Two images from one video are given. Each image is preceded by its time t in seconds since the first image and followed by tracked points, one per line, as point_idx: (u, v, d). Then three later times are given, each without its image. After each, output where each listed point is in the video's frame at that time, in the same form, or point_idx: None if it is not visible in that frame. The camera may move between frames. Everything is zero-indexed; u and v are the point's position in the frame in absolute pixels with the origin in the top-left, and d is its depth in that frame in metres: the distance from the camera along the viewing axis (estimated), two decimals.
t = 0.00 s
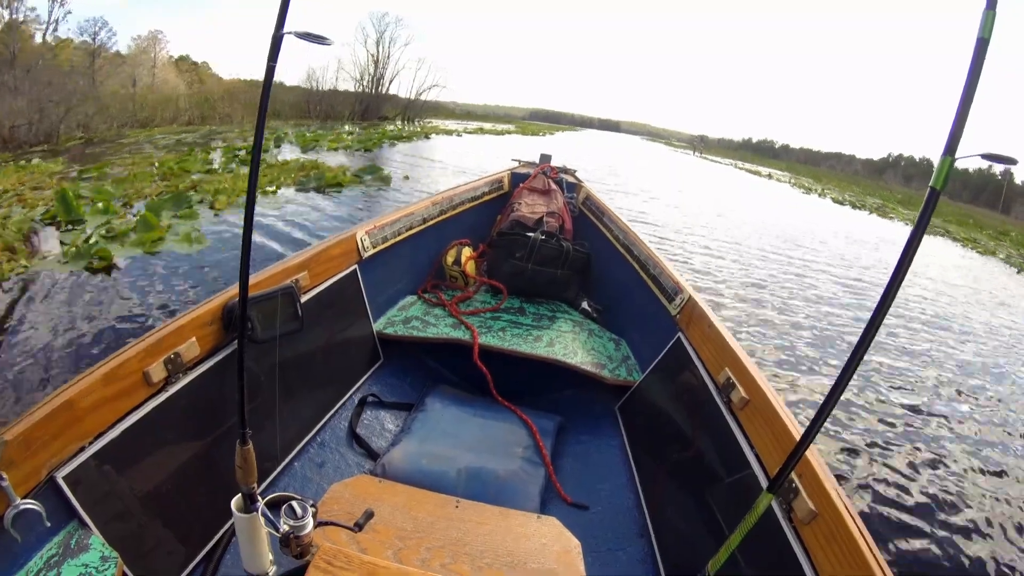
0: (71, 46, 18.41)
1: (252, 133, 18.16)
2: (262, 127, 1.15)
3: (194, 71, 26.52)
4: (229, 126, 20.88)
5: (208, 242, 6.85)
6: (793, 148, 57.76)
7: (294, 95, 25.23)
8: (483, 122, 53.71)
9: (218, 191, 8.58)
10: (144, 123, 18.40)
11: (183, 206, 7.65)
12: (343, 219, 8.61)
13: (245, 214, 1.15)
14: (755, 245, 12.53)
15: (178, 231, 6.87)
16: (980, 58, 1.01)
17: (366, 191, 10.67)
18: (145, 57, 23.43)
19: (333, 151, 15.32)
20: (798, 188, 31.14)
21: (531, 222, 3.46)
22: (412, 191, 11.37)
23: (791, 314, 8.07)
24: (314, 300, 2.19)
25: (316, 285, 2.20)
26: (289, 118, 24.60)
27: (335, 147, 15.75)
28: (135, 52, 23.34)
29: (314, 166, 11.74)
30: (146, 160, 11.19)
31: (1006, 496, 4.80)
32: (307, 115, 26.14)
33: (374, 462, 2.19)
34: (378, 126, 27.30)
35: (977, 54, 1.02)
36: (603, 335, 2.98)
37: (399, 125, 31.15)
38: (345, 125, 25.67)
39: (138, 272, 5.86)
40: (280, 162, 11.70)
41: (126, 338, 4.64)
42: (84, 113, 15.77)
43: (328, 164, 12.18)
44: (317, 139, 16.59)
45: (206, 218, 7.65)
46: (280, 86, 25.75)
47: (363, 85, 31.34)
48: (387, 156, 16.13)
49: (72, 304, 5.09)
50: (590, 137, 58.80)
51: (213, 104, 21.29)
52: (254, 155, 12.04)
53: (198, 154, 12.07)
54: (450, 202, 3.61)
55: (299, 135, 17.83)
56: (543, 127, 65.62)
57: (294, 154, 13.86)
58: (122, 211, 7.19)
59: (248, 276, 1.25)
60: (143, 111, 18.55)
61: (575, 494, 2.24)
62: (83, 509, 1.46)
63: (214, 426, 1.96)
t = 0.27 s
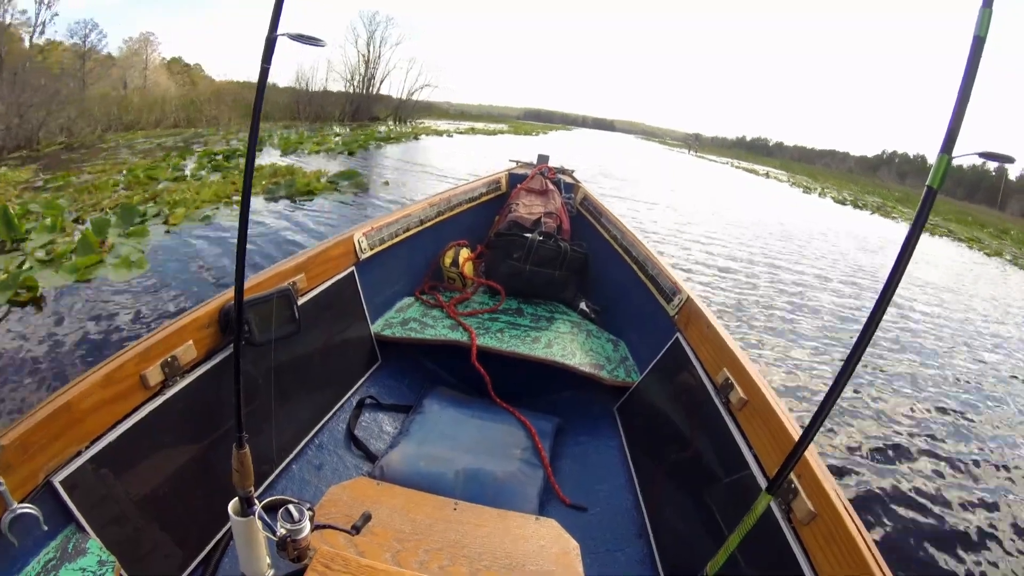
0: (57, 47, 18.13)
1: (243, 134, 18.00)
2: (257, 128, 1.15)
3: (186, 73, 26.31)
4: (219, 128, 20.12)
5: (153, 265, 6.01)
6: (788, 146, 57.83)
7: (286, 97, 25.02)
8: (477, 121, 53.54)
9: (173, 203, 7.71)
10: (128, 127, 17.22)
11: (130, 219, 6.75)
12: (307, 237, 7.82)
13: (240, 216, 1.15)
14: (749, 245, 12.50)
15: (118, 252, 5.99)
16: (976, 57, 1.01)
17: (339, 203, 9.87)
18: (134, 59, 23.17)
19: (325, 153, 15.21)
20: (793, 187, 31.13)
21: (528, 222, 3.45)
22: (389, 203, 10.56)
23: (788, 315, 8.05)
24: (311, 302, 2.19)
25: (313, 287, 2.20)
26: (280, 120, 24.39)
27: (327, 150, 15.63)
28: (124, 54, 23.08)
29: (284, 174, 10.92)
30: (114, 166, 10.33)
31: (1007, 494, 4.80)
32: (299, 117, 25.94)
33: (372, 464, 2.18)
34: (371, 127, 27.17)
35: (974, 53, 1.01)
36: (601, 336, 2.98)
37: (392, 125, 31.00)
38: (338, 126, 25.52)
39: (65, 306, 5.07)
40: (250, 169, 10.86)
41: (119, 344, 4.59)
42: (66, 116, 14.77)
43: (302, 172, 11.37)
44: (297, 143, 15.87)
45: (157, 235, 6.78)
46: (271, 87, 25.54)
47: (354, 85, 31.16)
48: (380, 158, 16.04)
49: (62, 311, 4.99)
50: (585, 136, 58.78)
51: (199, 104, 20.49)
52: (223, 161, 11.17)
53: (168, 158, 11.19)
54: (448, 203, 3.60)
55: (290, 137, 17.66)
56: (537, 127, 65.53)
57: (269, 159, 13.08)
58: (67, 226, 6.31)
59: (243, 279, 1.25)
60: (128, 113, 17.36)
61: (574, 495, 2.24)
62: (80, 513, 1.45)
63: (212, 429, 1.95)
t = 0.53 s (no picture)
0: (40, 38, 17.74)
1: (230, 126, 17.68)
2: (248, 120, 1.13)
3: (175, 63, 25.82)
4: (204, 120, 19.54)
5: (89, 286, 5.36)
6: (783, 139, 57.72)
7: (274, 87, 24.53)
8: (470, 113, 53.14)
9: (126, 208, 7.11)
10: (111, 120, 16.64)
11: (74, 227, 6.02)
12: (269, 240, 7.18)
13: (233, 210, 1.13)
14: (744, 238, 12.43)
15: (48, 270, 5.33)
16: (981, 45, 0.99)
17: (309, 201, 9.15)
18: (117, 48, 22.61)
19: (311, 146, 14.91)
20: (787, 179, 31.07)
21: (526, 216, 3.43)
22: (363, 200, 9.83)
23: (782, 309, 8.03)
24: (308, 297, 2.17)
25: (310, 282, 2.18)
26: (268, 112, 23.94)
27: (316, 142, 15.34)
28: (111, 45, 22.75)
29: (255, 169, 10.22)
30: (79, 164, 9.68)
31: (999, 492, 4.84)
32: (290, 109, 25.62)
33: (369, 458, 2.17)
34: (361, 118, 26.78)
35: (978, 41, 1.00)
36: (599, 330, 2.97)
37: (382, 117, 30.57)
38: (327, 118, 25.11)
39: None
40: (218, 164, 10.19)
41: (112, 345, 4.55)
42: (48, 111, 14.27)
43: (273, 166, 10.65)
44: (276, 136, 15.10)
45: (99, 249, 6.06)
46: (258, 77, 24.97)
47: (343, 75, 30.65)
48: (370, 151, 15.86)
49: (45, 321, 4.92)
50: (579, 129, 58.57)
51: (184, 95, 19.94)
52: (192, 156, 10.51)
53: (136, 155, 10.53)
54: (445, 197, 3.57)
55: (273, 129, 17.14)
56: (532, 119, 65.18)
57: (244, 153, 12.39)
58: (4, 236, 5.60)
59: (237, 273, 1.23)
60: (110, 105, 16.73)
61: (572, 489, 2.23)
62: (76, 510, 1.44)
63: (208, 424, 1.94)
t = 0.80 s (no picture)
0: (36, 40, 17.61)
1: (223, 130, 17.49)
2: (253, 130, 1.14)
3: (173, 66, 25.73)
4: (196, 123, 19.16)
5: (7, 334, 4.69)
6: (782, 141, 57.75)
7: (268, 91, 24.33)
8: (468, 116, 53.08)
9: (79, 225, 6.81)
10: (101, 123, 16.24)
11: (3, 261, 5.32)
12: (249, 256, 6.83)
13: (237, 218, 1.14)
14: (742, 243, 12.37)
15: None
16: (978, 54, 1.00)
17: (279, 218, 8.47)
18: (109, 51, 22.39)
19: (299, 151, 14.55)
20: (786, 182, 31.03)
21: (528, 222, 3.45)
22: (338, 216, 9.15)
23: (782, 315, 8.00)
24: (311, 304, 2.18)
25: (313, 289, 2.19)
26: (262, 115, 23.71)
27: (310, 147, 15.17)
28: (107, 47, 22.62)
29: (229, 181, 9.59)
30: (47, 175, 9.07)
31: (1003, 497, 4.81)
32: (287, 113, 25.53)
33: (372, 466, 2.18)
34: (357, 121, 26.66)
35: (976, 50, 1.01)
36: (601, 337, 2.97)
37: (377, 120, 30.38)
38: (323, 121, 24.96)
39: None
40: (190, 175, 9.59)
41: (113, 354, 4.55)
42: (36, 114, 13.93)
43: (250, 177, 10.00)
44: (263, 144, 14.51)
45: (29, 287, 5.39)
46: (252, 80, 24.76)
47: (338, 78, 30.50)
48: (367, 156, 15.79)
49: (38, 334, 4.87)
50: (577, 131, 58.59)
51: (176, 98, 19.52)
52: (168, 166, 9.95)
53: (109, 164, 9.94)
54: (447, 204, 3.59)
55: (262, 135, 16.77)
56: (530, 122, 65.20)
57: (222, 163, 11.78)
58: None
59: (241, 282, 1.24)
60: (100, 108, 16.40)
61: (575, 496, 2.23)
62: (81, 516, 1.45)
63: (212, 431, 1.95)
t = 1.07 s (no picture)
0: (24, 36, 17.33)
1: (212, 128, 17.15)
2: (254, 130, 1.14)
3: (166, 63, 25.39)
4: (185, 121, 18.36)
5: None
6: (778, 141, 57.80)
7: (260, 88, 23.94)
8: (464, 114, 52.88)
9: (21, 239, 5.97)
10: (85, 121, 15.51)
11: None
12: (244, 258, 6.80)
13: (238, 217, 1.14)
14: (738, 245, 12.30)
15: None
16: (979, 56, 1.00)
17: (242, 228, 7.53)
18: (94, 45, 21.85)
19: (280, 151, 13.78)
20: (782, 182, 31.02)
21: (527, 223, 3.45)
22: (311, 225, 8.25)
23: (778, 316, 7.98)
24: (310, 304, 2.18)
25: (312, 289, 2.19)
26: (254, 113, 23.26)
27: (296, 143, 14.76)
28: (99, 43, 22.44)
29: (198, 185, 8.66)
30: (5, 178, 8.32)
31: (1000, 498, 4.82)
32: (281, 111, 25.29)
33: (371, 465, 2.18)
34: (350, 119, 26.43)
35: (976, 52, 1.01)
36: (600, 337, 2.97)
37: (373, 118, 30.19)
38: (315, 119, 24.62)
39: None
40: (157, 178, 8.64)
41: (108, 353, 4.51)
42: (17, 111, 13.20)
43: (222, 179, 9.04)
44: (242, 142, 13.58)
45: None
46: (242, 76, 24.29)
47: (330, 76, 30.08)
48: (360, 155, 15.63)
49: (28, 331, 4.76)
50: (574, 131, 58.53)
51: (163, 95, 18.72)
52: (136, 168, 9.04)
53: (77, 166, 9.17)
54: (446, 204, 3.59)
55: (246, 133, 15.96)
56: (527, 121, 65.05)
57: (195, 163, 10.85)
58: None
59: (241, 281, 1.24)
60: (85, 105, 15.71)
61: (574, 496, 2.23)
62: (78, 515, 1.45)
63: (210, 431, 1.94)
